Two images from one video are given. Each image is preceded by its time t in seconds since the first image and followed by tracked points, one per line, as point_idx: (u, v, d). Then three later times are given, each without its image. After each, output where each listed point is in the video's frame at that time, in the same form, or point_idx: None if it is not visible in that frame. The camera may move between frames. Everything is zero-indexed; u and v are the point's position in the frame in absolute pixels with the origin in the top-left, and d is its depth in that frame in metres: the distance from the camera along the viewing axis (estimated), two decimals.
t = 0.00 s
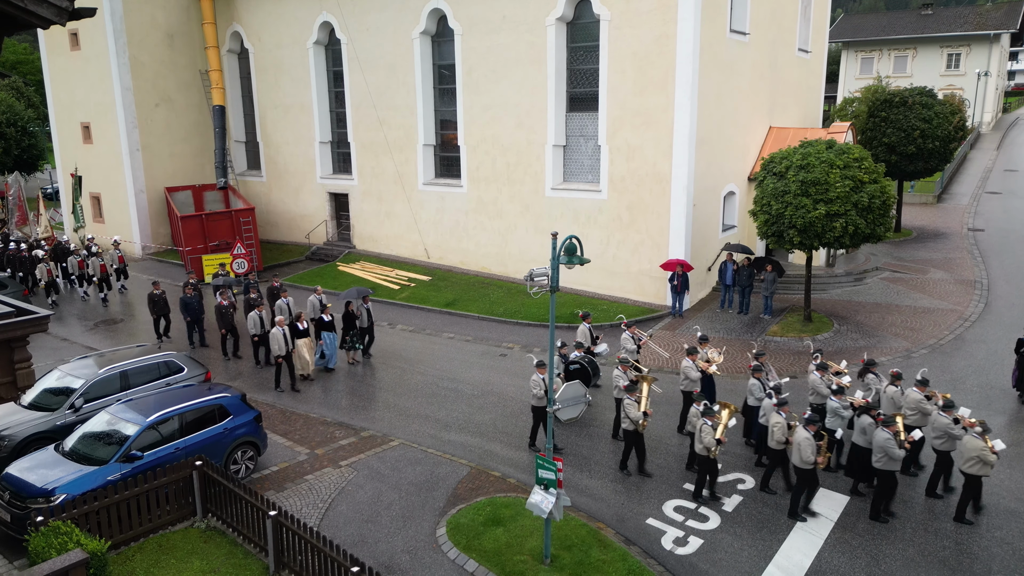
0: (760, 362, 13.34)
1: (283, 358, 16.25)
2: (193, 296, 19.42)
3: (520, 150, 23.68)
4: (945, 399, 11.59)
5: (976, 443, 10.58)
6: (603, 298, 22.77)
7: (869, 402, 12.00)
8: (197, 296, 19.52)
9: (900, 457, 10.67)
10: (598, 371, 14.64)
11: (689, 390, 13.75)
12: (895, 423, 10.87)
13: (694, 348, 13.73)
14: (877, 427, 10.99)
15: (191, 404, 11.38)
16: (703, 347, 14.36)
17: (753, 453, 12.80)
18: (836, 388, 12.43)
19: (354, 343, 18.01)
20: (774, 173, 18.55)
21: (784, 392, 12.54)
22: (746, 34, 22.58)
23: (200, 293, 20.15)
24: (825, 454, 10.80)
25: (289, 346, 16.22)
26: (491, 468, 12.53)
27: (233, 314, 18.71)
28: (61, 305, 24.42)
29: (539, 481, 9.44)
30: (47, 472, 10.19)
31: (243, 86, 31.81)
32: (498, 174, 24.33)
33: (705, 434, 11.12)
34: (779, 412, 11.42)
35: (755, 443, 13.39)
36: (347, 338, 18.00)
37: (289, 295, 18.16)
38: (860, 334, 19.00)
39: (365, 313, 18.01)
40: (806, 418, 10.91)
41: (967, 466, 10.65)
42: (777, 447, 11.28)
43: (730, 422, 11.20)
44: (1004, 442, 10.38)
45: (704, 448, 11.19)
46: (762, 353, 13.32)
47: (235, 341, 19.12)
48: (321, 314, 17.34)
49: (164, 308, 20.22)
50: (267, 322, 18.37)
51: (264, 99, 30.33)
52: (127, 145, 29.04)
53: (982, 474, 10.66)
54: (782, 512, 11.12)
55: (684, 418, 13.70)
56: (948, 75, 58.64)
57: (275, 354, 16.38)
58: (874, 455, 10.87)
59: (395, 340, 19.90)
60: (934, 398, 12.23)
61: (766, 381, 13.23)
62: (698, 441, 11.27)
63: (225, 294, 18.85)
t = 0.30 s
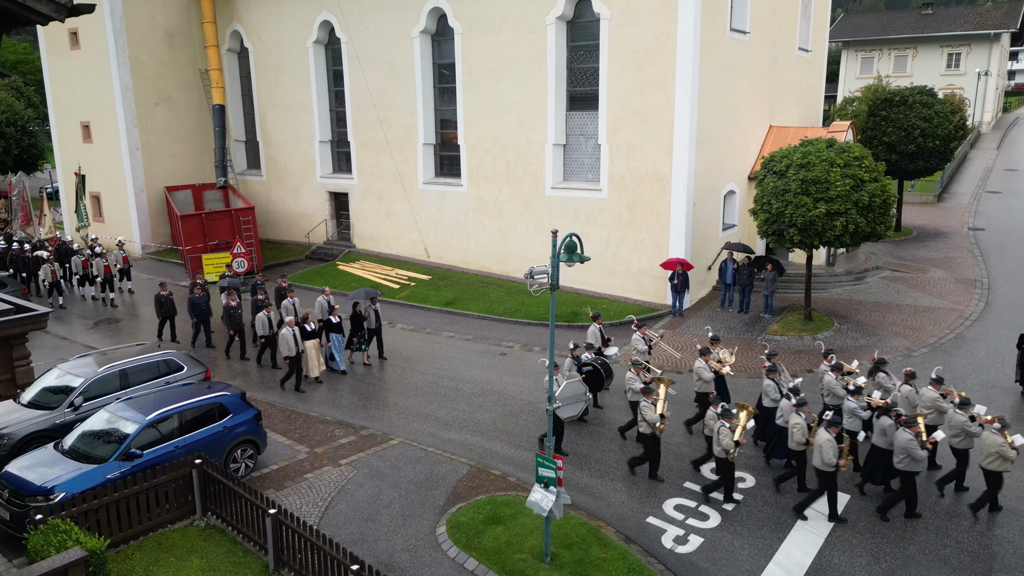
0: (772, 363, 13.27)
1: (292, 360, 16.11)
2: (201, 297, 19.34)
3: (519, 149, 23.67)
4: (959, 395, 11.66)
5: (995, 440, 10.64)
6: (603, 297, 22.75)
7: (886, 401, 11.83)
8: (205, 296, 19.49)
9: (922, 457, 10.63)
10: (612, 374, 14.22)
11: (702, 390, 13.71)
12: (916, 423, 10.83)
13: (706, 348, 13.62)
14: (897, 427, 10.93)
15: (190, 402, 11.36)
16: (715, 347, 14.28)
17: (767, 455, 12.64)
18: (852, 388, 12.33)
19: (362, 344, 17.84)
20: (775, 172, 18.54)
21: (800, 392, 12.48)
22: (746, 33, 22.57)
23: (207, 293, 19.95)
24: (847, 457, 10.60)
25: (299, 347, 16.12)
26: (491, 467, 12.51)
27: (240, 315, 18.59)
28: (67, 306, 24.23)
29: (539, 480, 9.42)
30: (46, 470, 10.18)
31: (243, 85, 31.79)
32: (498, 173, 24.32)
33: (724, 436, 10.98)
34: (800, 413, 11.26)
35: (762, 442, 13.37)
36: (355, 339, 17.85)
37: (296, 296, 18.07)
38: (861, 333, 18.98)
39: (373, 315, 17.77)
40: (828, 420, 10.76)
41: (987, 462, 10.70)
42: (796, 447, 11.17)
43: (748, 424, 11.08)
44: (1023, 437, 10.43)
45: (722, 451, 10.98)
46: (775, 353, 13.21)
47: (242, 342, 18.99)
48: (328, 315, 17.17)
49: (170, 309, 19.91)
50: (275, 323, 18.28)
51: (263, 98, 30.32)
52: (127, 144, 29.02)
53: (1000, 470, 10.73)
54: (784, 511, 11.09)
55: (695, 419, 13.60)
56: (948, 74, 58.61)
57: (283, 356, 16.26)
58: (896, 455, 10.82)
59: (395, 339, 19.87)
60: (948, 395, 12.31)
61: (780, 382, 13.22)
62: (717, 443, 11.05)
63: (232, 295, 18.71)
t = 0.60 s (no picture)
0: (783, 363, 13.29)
1: (301, 360, 15.90)
2: (205, 297, 19.17)
3: (519, 148, 23.66)
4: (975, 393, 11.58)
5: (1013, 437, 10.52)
6: (602, 296, 22.74)
7: (903, 399, 11.77)
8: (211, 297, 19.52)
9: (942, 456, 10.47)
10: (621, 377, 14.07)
11: (716, 391, 13.40)
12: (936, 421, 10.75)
13: (719, 348, 13.40)
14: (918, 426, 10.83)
15: (189, 400, 11.35)
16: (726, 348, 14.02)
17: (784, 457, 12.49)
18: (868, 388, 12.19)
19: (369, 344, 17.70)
20: (775, 170, 18.54)
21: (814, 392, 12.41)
22: (746, 32, 22.57)
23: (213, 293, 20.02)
24: (868, 456, 10.53)
25: (307, 347, 15.91)
26: (491, 465, 12.51)
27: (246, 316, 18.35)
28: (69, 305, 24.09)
29: (538, 477, 9.42)
30: (44, 468, 10.16)
31: (243, 84, 31.76)
32: (498, 172, 24.31)
33: (740, 438, 10.81)
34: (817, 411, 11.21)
35: (768, 442, 13.28)
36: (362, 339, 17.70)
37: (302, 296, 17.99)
38: (861, 332, 18.98)
39: (379, 313, 17.72)
40: (848, 419, 10.68)
41: (1004, 459, 10.60)
42: (815, 447, 11.15)
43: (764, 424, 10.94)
44: None
45: (739, 452, 10.79)
46: (786, 354, 13.18)
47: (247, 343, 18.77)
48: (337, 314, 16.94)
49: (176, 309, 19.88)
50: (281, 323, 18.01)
51: (263, 97, 30.31)
52: (126, 143, 29.00)
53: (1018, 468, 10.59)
54: (782, 509, 11.09)
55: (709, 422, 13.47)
56: (948, 74, 58.59)
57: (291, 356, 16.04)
58: (915, 454, 10.68)
59: (395, 338, 19.86)
60: (962, 393, 12.32)
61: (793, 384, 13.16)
62: (733, 445, 10.88)
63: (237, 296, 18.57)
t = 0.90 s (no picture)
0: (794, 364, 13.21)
1: (308, 361, 15.75)
2: (210, 297, 19.10)
3: (518, 147, 23.64)
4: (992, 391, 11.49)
5: None
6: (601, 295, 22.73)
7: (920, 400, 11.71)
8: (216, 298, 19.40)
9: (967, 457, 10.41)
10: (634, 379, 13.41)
11: (729, 393, 13.31)
12: (958, 421, 10.66)
13: (731, 349, 13.29)
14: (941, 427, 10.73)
15: (187, 398, 11.35)
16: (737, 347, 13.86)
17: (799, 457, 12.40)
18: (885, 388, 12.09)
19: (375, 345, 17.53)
20: (774, 170, 18.52)
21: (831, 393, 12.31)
22: (746, 31, 22.57)
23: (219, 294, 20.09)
24: (892, 458, 10.43)
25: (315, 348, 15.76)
26: (490, 464, 12.50)
27: (252, 316, 18.23)
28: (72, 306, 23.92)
29: (536, 476, 9.38)
30: (43, 466, 10.15)
31: (243, 83, 31.74)
32: (497, 171, 24.30)
33: (760, 441, 10.74)
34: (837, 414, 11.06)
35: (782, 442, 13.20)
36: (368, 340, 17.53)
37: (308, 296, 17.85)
38: (860, 331, 18.97)
39: (386, 315, 17.44)
40: (871, 422, 10.53)
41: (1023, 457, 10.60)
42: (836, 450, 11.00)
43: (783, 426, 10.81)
44: None
45: (757, 455, 10.74)
46: (799, 354, 13.06)
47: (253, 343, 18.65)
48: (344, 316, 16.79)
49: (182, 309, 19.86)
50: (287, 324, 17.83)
51: (262, 97, 30.31)
52: (125, 143, 28.99)
53: None
54: (781, 507, 11.08)
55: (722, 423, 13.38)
56: (948, 73, 58.58)
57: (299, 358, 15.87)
58: (938, 455, 10.62)
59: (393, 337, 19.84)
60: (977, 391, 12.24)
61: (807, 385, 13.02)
62: (752, 448, 10.81)
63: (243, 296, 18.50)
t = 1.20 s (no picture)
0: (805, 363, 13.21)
1: (318, 362, 15.58)
2: (216, 297, 19.02)
3: (518, 146, 23.64)
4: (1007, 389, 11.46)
5: None
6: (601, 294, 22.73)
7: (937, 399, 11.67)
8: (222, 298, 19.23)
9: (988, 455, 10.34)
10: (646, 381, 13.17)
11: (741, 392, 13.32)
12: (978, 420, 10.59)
13: (743, 349, 13.29)
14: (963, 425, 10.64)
15: (186, 396, 11.35)
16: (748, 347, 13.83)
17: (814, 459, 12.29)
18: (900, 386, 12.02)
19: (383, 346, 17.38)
20: (773, 169, 18.53)
21: (847, 394, 12.22)
22: (745, 30, 22.56)
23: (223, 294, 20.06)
24: (914, 458, 10.27)
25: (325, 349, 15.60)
26: (489, 462, 12.49)
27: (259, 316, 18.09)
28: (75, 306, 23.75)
29: (535, 474, 9.34)
30: (42, 464, 10.14)
31: (242, 82, 31.73)
32: (497, 170, 24.29)
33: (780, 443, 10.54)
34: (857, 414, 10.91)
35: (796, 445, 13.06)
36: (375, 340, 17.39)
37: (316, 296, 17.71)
38: (860, 330, 18.97)
39: (392, 315, 17.45)
40: (894, 422, 10.40)
41: None
42: (856, 450, 10.84)
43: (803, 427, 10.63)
44: None
45: (777, 457, 10.59)
46: (811, 354, 13.01)
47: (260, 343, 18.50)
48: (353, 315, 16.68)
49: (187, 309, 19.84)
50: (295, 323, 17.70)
51: (262, 96, 30.31)
52: (125, 142, 29.00)
53: None
54: (780, 505, 11.07)
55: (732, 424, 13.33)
56: (948, 73, 58.55)
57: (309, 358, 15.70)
58: (958, 454, 10.53)
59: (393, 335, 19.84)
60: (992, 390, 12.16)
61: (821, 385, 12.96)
62: (772, 450, 10.64)
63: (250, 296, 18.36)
